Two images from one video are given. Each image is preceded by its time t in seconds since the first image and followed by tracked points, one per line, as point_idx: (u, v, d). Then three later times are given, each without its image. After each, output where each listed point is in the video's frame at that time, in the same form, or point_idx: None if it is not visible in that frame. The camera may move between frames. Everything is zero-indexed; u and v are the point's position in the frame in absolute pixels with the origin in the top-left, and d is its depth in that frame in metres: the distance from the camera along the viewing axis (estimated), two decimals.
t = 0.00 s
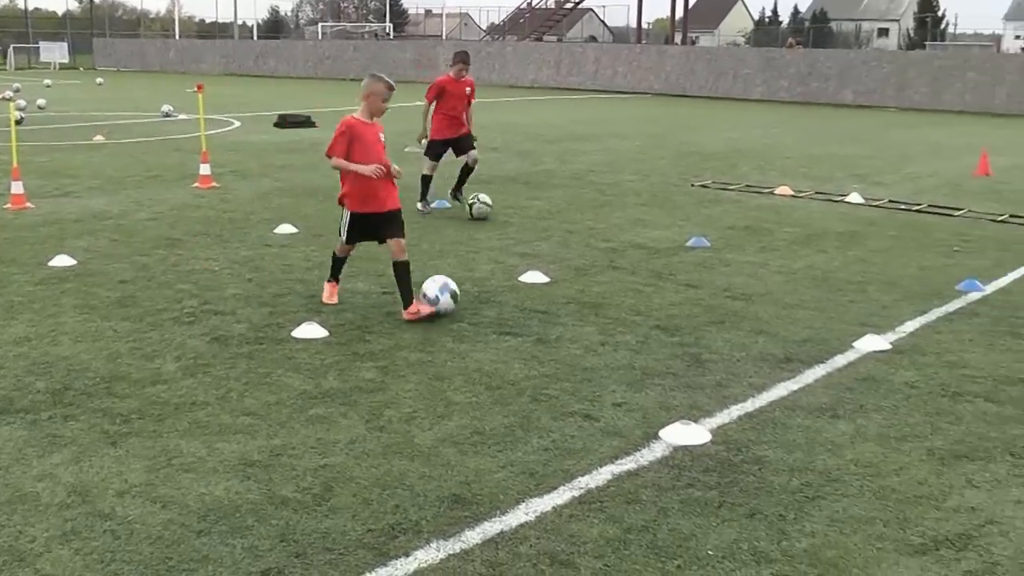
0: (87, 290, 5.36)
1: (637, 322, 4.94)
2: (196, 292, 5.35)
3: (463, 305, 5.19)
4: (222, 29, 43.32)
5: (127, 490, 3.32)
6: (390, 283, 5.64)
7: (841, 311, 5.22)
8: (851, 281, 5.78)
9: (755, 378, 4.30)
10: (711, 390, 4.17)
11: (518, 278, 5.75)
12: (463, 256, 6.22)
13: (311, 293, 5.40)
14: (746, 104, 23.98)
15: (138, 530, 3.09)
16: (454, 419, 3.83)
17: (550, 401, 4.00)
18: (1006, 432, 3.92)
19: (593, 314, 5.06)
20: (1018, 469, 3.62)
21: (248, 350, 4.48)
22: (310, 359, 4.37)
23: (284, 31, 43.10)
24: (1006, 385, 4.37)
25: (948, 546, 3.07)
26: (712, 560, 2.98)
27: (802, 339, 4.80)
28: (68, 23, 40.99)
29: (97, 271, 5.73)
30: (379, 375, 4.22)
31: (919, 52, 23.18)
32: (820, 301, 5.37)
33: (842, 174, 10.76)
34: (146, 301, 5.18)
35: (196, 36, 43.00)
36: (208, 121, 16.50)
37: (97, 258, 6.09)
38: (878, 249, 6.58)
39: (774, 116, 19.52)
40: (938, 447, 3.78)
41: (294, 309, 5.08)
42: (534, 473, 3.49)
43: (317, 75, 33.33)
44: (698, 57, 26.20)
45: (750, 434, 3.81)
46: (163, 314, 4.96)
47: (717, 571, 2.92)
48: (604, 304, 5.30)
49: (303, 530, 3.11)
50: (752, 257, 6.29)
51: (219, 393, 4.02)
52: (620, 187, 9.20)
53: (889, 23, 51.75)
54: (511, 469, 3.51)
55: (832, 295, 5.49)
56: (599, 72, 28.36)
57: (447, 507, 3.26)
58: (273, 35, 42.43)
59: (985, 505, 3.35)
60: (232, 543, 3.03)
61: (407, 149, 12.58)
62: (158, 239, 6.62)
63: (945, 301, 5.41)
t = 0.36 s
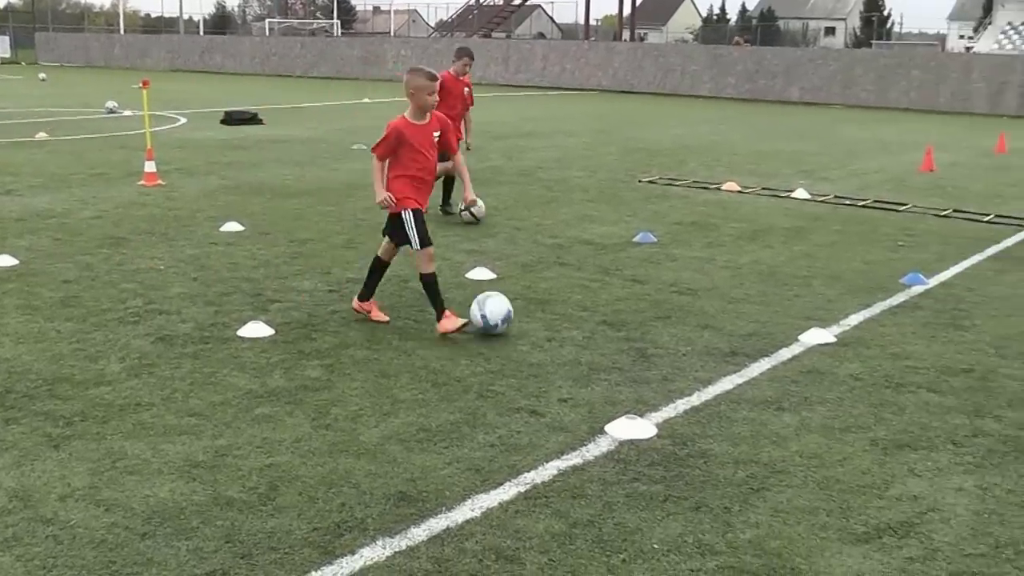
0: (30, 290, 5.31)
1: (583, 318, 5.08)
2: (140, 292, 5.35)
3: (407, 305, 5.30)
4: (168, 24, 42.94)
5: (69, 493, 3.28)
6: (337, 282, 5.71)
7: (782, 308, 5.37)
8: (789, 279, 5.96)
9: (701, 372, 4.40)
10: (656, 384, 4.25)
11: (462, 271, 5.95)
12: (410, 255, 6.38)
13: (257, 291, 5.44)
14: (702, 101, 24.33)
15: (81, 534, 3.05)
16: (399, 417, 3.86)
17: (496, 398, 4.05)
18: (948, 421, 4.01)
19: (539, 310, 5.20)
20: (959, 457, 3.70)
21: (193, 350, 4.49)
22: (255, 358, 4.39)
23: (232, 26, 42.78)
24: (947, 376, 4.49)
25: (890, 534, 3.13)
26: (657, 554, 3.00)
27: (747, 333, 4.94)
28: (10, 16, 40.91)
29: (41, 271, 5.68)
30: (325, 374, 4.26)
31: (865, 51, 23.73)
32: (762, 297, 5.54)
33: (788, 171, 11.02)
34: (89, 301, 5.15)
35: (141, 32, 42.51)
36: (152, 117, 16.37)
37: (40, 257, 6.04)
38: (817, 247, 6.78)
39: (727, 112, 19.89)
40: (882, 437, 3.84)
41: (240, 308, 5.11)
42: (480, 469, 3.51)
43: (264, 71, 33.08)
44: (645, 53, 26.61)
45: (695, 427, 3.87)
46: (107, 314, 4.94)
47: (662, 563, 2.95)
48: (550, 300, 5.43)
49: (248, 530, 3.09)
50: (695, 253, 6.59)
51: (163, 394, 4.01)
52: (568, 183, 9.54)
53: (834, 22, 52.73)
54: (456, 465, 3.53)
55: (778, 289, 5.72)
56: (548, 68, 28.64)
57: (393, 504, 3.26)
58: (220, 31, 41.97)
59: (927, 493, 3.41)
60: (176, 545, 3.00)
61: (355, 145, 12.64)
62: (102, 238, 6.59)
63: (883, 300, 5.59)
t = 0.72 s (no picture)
0: None
1: (545, 314, 5.17)
2: (103, 291, 5.33)
3: (371, 301, 5.34)
4: (130, 22, 42.60)
5: (31, 494, 3.23)
6: (300, 278, 5.74)
7: (744, 304, 5.45)
8: (751, 275, 6.05)
9: (664, 368, 4.46)
10: (619, 379, 4.32)
11: (426, 270, 6.04)
12: (373, 252, 6.46)
13: (221, 289, 5.45)
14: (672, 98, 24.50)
15: (43, 534, 3.00)
16: (363, 414, 3.88)
17: (459, 394, 4.10)
18: (910, 414, 4.07)
19: (502, 307, 5.30)
20: (921, 450, 3.75)
21: (156, 349, 4.49)
22: (218, 356, 4.41)
23: (194, 23, 42.51)
24: (909, 369, 4.56)
25: (853, 527, 3.17)
26: (621, 549, 3.01)
27: (708, 328, 5.03)
28: None
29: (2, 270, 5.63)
30: (288, 372, 4.28)
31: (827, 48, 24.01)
32: (724, 295, 5.62)
33: (751, 167, 11.15)
34: (51, 300, 5.12)
35: (102, 29, 42.13)
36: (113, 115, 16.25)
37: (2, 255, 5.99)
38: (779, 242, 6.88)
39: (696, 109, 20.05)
40: (844, 431, 3.89)
41: (203, 307, 5.12)
42: (444, 466, 3.51)
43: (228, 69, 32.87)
44: (608, 49, 26.74)
45: (657, 422, 3.91)
46: (69, 314, 4.91)
47: (626, 558, 2.95)
48: (513, 297, 5.53)
49: (213, 528, 3.06)
50: (657, 248, 6.71)
51: (127, 393, 4.01)
52: (531, 180, 9.65)
53: (798, 19, 53.19)
54: (420, 463, 3.53)
55: (739, 284, 5.84)
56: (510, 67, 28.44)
57: (356, 501, 3.24)
58: (182, 29, 41.81)
59: (889, 486, 3.46)
60: (140, 545, 2.96)
61: (319, 143, 12.65)
62: (64, 237, 6.56)
63: (844, 296, 5.67)
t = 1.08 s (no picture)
0: None
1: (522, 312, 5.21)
2: (79, 291, 5.31)
3: (348, 299, 5.35)
4: (104, 21, 42.33)
5: (8, 494, 3.21)
6: (277, 277, 5.74)
7: (721, 301, 5.50)
8: (727, 272, 6.10)
9: (641, 365, 4.50)
10: (596, 377, 4.35)
11: (404, 268, 6.05)
12: (350, 250, 6.48)
13: (197, 288, 5.44)
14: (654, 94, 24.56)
15: (20, 534, 2.98)
16: (340, 412, 3.89)
17: (435, 393, 4.12)
18: (887, 410, 4.10)
19: (479, 305, 5.32)
20: (898, 446, 3.78)
21: (133, 348, 4.49)
22: (195, 355, 4.41)
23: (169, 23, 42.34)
24: (886, 365, 4.59)
25: (830, 523, 3.19)
26: (598, 546, 3.02)
27: (685, 325, 5.08)
28: None
29: None
30: (265, 370, 4.29)
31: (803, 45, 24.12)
32: (700, 292, 5.66)
33: (728, 163, 11.22)
34: (26, 300, 5.10)
35: (76, 27, 41.81)
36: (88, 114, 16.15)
37: None
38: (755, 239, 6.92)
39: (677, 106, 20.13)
40: (821, 427, 3.92)
41: (179, 305, 5.12)
42: (421, 464, 3.52)
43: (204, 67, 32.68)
44: (584, 46, 26.91)
45: (634, 419, 3.94)
46: (46, 314, 4.89)
47: (604, 555, 2.97)
48: (490, 295, 5.57)
49: (191, 527, 3.05)
50: (633, 245, 6.77)
51: (104, 393, 4.00)
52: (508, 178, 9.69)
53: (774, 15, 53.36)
54: (397, 460, 3.54)
55: (716, 281, 5.89)
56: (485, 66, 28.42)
57: (334, 499, 3.24)
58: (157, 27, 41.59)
59: (866, 482, 3.49)
60: (118, 544, 2.94)
61: (295, 141, 12.63)
62: (39, 236, 6.53)
63: (821, 292, 5.72)
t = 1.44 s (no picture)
0: None
1: (510, 310, 5.22)
2: (67, 290, 5.30)
3: (336, 298, 5.34)
4: (90, 20, 42.17)
5: None
6: (264, 276, 5.73)
7: (709, 299, 5.51)
8: (715, 269, 6.12)
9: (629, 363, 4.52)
10: (585, 374, 4.37)
11: (392, 266, 6.05)
12: (337, 249, 6.48)
13: (184, 287, 5.44)
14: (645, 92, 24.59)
15: (9, 534, 2.98)
16: (328, 411, 3.89)
17: (424, 391, 4.13)
18: (874, 406, 4.12)
19: (468, 303, 5.33)
20: (885, 443, 3.79)
21: (121, 348, 4.48)
22: (183, 355, 4.40)
23: (155, 22, 42.23)
24: (874, 362, 4.61)
25: (819, 520, 3.21)
26: (587, 543, 3.03)
27: (673, 323, 5.09)
28: None
29: None
30: (254, 369, 4.29)
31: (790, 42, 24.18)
32: (688, 289, 5.67)
33: (715, 161, 11.25)
34: (13, 300, 5.09)
35: (62, 26, 41.69)
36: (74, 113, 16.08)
37: None
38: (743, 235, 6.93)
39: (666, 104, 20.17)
40: (809, 424, 3.93)
41: (167, 305, 5.12)
42: (410, 463, 3.52)
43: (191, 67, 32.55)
44: (571, 44, 26.89)
45: (622, 417, 3.95)
46: (33, 314, 4.89)
47: (592, 552, 2.98)
48: (478, 293, 5.58)
49: (180, 526, 3.05)
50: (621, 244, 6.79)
51: (92, 393, 3.99)
52: (496, 177, 9.70)
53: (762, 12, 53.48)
54: (386, 459, 3.54)
55: (704, 278, 5.91)
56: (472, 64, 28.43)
57: (323, 498, 3.24)
58: (143, 26, 41.45)
59: (854, 478, 3.50)
60: (107, 544, 2.94)
61: (281, 140, 12.61)
62: (26, 236, 6.51)
63: (809, 289, 5.74)
